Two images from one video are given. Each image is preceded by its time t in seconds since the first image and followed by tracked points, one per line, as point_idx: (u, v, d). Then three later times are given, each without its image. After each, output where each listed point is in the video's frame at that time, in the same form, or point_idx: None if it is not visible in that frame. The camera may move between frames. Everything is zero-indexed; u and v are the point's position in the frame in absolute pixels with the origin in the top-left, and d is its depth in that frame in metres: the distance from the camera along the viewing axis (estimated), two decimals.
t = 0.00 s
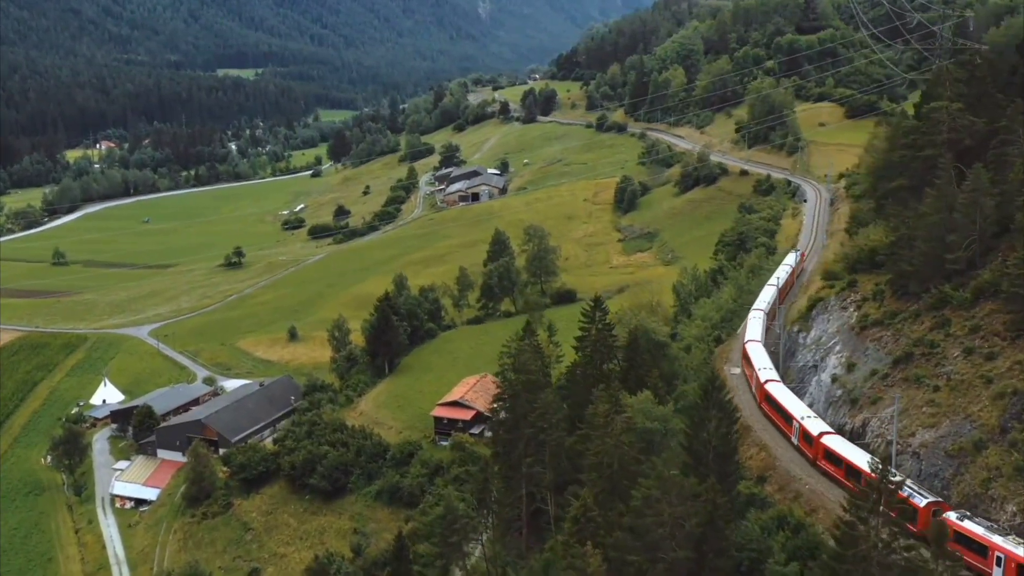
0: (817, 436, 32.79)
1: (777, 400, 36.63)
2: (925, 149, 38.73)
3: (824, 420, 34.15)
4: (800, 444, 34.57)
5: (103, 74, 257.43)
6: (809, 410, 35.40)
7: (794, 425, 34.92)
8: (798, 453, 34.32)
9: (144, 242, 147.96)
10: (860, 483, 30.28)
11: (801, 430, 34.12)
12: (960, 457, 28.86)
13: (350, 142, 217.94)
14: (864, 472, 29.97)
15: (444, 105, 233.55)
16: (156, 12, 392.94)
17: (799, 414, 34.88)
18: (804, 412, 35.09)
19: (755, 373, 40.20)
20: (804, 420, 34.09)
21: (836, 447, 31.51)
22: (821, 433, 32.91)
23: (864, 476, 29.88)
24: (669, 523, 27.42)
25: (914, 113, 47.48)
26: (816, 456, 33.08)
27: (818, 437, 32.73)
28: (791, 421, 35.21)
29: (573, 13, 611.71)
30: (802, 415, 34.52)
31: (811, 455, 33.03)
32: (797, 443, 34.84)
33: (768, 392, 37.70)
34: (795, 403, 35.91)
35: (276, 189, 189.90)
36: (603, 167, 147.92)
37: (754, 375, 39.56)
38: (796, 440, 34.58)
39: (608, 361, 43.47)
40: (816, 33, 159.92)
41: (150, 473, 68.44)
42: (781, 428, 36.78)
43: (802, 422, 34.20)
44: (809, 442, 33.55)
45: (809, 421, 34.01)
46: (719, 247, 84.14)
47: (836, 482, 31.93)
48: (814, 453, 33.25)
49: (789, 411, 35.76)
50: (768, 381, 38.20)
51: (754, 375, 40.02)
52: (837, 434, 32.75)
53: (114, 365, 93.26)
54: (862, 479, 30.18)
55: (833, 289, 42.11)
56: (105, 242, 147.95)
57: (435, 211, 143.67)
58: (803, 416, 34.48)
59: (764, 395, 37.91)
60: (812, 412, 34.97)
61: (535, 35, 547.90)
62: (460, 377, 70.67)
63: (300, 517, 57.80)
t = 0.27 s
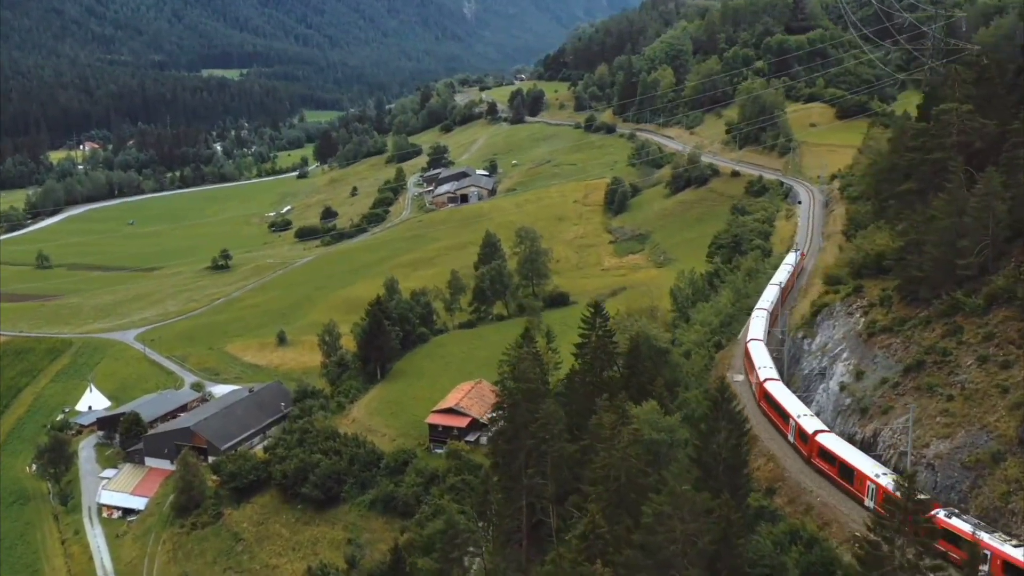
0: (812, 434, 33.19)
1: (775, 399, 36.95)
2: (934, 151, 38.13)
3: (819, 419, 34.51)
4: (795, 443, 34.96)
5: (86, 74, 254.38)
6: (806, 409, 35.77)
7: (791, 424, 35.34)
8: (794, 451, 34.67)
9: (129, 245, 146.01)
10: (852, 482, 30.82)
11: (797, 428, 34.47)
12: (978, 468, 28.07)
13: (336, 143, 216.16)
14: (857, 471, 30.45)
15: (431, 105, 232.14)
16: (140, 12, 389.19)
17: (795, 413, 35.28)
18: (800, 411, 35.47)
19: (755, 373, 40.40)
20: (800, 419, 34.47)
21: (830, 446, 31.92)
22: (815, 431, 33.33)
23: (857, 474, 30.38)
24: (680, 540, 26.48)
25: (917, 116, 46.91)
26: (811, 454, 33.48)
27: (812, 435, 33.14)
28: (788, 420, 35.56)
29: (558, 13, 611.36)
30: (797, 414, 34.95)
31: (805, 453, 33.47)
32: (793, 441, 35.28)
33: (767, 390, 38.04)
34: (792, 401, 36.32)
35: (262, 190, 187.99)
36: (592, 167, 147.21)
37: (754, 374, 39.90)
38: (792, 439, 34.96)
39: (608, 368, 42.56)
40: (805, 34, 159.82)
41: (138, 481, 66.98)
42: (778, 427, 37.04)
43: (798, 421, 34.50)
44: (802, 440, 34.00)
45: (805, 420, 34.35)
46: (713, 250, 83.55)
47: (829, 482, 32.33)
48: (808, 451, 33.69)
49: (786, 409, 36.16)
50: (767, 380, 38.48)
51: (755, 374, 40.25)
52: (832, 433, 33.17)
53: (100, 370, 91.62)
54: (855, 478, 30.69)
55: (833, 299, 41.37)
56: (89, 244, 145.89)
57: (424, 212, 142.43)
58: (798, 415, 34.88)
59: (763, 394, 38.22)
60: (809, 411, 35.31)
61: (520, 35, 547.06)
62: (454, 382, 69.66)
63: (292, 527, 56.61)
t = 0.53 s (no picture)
0: (803, 431, 33.41)
1: (769, 397, 37.13)
2: (939, 155, 37.66)
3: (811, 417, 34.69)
4: (788, 441, 35.13)
5: (63, 75, 250.65)
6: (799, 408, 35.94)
7: (784, 422, 35.51)
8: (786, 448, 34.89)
9: (109, 248, 143.65)
10: (840, 479, 31.03)
11: (789, 426, 34.71)
12: (991, 481, 27.27)
13: (318, 144, 213.95)
14: (845, 469, 30.65)
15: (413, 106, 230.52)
16: (118, 12, 384.54)
17: (788, 411, 35.50)
18: (794, 410, 35.63)
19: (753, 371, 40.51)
20: (793, 417, 34.72)
21: (821, 443, 32.11)
22: (807, 429, 33.54)
23: (845, 472, 30.59)
24: (689, 558, 25.59)
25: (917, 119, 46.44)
26: (802, 452, 33.64)
27: (803, 432, 33.36)
28: (781, 418, 35.75)
29: (539, 13, 610.85)
30: (790, 412, 35.18)
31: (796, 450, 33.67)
32: (786, 439, 35.46)
33: (762, 389, 38.25)
34: (786, 400, 36.49)
35: (243, 192, 185.70)
36: (577, 168, 146.47)
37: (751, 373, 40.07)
38: (785, 436, 35.16)
39: (605, 375, 41.58)
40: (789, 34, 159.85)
41: (120, 491, 65.31)
42: (773, 426, 37.17)
43: (790, 419, 34.71)
44: (794, 437, 34.21)
45: (797, 418, 34.58)
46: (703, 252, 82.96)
47: (820, 479, 32.49)
48: (799, 448, 33.87)
49: (779, 408, 36.35)
50: (762, 379, 38.66)
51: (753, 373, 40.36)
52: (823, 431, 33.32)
53: (80, 377, 89.71)
54: (843, 475, 30.90)
55: (834, 305, 40.69)
56: (68, 248, 143.36)
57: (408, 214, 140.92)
58: (791, 413, 35.12)
59: (758, 393, 38.42)
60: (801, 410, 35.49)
61: (501, 35, 546.06)
62: (443, 389, 68.50)
63: (279, 538, 55.22)
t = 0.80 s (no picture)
0: (795, 430, 33.78)
1: (762, 394, 37.45)
2: (944, 158, 37.28)
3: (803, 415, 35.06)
4: (780, 439, 35.47)
5: (40, 75, 246.82)
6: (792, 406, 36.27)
7: (776, 420, 35.84)
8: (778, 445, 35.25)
9: (89, 250, 141.25)
10: (830, 477, 31.43)
11: (782, 424, 35.07)
12: (1004, 491, 26.57)
13: (300, 145, 211.81)
14: (834, 466, 31.05)
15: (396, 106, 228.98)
16: (96, 12, 379.69)
17: (781, 409, 35.84)
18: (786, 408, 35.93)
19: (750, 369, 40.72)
20: (785, 415, 35.08)
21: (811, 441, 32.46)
22: (799, 427, 33.90)
23: (834, 469, 30.99)
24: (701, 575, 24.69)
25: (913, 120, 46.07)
26: (792, 450, 34.00)
27: (795, 430, 33.72)
28: (774, 415, 36.07)
29: (519, 14, 610.37)
30: (783, 410, 35.53)
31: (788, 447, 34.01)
32: (778, 437, 35.77)
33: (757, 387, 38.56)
34: (779, 398, 36.80)
35: (223, 193, 183.44)
36: (562, 169, 145.72)
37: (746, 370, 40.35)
38: (777, 434, 35.50)
39: (600, 382, 40.61)
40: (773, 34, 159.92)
41: (102, 501, 63.73)
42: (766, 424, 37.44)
43: (783, 417, 35.04)
44: (785, 435, 34.59)
45: (790, 416, 34.96)
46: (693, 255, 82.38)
47: (809, 477, 32.83)
48: (790, 446, 34.24)
49: (772, 405, 36.69)
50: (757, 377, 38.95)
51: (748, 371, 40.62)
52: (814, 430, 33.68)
53: (61, 383, 87.85)
54: (832, 473, 31.30)
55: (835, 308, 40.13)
56: (47, 251, 140.84)
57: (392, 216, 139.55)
58: (783, 411, 35.46)
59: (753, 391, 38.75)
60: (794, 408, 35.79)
61: (482, 36, 545.07)
62: (433, 394, 67.45)
63: (267, 549, 53.94)
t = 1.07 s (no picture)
0: (785, 428, 34.17)
1: (755, 393, 37.80)
2: (948, 161, 36.86)
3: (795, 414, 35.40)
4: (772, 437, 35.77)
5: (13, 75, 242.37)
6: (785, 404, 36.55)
7: (770, 418, 36.14)
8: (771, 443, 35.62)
9: (65, 253, 138.65)
10: (818, 474, 31.76)
11: (774, 422, 35.42)
12: (1017, 504, 25.76)
13: (278, 146, 209.24)
14: (822, 463, 31.38)
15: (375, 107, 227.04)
16: (71, 12, 373.92)
17: (774, 408, 36.15)
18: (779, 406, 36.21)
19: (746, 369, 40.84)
20: (778, 413, 35.43)
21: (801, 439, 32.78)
22: (789, 425, 34.27)
23: (821, 466, 31.32)
24: None
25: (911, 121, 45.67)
26: (784, 448, 34.35)
27: (785, 428, 34.07)
28: (766, 414, 36.39)
29: (497, 14, 609.07)
30: (776, 409, 35.85)
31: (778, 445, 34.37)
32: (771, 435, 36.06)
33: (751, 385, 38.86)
34: (772, 396, 37.11)
35: (201, 195, 180.80)
36: (544, 170, 144.85)
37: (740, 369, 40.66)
38: (770, 432, 35.86)
39: (596, 390, 39.50)
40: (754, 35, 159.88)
41: (82, 512, 61.94)
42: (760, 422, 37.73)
43: (775, 416, 35.40)
44: (776, 432, 35.00)
45: (782, 415, 35.31)
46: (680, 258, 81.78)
47: (799, 474, 33.13)
48: (781, 443, 34.61)
49: (765, 403, 37.02)
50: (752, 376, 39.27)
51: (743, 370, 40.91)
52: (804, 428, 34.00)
53: (37, 391, 85.89)
54: (820, 470, 31.64)
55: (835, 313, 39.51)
56: (22, 254, 138.00)
57: (373, 218, 137.84)
58: (776, 410, 35.77)
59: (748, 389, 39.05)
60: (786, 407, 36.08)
61: (460, 36, 543.11)
62: (420, 401, 66.28)
63: (252, 561, 52.50)
